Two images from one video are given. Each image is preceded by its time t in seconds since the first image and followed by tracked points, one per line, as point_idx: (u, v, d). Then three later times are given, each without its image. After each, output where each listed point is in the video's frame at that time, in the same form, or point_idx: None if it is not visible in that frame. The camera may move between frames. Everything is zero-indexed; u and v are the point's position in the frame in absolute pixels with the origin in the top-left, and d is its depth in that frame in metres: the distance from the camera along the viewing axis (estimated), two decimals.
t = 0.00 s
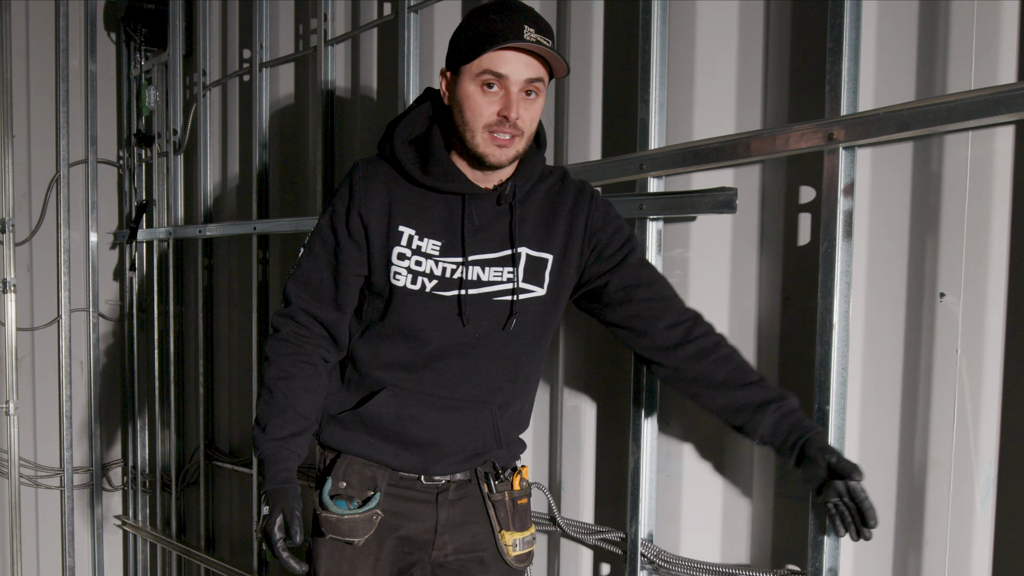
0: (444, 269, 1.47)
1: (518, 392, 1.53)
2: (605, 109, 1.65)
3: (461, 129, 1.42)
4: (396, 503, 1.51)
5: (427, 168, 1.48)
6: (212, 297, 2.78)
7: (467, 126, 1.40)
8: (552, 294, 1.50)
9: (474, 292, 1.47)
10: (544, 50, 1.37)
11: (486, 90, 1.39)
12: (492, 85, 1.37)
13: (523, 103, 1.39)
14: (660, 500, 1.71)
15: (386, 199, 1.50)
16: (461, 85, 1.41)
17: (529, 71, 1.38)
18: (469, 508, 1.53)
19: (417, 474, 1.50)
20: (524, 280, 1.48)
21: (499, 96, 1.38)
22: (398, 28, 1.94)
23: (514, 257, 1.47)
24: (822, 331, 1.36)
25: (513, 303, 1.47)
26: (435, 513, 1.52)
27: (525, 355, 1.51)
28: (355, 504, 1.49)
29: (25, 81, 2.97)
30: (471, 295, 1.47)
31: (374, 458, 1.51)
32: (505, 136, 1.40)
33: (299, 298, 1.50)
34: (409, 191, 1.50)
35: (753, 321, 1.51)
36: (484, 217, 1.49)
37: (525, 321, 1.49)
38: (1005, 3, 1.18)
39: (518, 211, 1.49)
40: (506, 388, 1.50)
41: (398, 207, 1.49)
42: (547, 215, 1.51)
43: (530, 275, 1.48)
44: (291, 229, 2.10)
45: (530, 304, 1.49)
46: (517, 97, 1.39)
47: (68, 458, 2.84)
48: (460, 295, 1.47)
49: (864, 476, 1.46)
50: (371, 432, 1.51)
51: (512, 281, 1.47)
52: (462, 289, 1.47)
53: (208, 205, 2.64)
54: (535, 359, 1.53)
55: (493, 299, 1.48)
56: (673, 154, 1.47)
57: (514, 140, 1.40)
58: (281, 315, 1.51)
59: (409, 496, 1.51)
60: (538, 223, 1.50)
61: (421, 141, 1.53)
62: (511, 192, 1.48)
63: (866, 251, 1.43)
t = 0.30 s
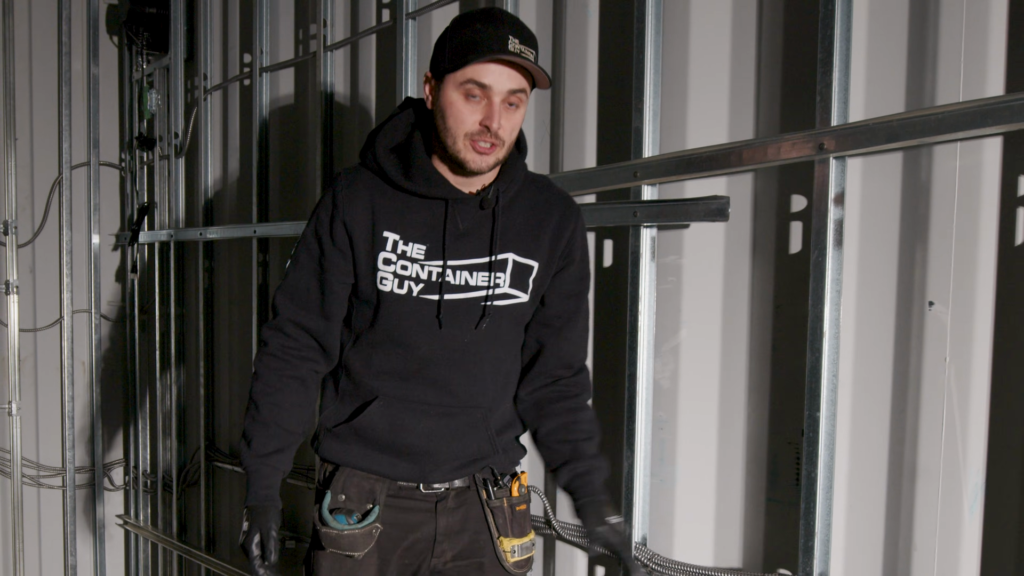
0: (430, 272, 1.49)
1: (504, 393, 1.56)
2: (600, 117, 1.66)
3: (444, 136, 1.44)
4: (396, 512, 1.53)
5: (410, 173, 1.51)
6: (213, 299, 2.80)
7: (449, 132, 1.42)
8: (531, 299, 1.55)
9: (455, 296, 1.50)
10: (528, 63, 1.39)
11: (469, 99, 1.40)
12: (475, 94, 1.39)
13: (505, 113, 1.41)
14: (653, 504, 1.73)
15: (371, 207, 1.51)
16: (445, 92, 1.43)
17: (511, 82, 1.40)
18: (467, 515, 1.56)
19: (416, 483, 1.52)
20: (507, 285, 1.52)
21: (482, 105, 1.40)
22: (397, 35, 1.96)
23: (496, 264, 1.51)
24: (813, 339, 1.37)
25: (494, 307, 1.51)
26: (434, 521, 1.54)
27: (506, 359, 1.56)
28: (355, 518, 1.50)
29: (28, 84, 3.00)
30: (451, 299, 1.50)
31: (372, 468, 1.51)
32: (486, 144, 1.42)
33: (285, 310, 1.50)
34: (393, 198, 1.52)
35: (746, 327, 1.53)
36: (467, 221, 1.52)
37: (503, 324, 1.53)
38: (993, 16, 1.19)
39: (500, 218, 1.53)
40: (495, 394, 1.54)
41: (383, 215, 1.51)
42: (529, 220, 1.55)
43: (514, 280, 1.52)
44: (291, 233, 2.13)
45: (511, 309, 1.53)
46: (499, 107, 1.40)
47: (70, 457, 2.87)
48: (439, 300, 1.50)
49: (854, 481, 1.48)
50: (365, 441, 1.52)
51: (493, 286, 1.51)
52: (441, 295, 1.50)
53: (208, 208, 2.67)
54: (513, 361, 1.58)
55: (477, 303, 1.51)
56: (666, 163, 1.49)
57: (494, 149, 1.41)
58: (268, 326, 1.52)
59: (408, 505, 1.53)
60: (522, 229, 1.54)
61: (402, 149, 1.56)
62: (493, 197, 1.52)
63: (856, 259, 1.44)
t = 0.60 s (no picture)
0: (418, 288, 1.51)
1: (485, 395, 1.60)
2: (595, 120, 1.67)
3: (458, 166, 1.43)
4: (383, 515, 1.54)
5: (396, 189, 1.51)
6: (211, 299, 2.82)
7: (467, 162, 1.42)
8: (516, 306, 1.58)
9: (448, 309, 1.52)
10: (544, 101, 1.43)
11: (489, 133, 1.41)
12: (498, 128, 1.40)
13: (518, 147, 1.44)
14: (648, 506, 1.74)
15: (357, 223, 1.51)
16: (462, 122, 1.42)
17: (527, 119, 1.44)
18: (452, 514, 1.57)
19: (401, 486, 1.53)
20: (492, 295, 1.55)
21: (501, 139, 1.41)
22: (392, 37, 1.97)
23: (483, 274, 1.54)
24: (805, 343, 1.38)
25: (484, 318, 1.54)
26: (422, 520, 1.55)
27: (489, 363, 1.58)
28: (346, 522, 1.48)
29: (25, 84, 3.00)
30: (445, 312, 1.52)
31: (360, 476, 1.52)
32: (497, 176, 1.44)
33: (269, 327, 1.48)
34: (378, 213, 1.53)
35: (739, 330, 1.54)
36: (452, 235, 1.54)
37: (492, 332, 1.56)
38: (983, 22, 1.20)
39: (484, 228, 1.55)
40: (475, 396, 1.57)
41: (369, 231, 1.51)
42: (510, 232, 1.58)
43: (498, 289, 1.56)
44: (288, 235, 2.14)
45: (497, 319, 1.56)
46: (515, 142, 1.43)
47: (68, 456, 2.88)
48: (433, 313, 1.52)
49: (847, 483, 1.49)
50: (352, 450, 1.53)
51: (481, 297, 1.54)
52: (435, 307, 1.51)
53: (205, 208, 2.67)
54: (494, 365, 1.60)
55: (467, 315, 1.53)
56: (660, 167, 1.49)
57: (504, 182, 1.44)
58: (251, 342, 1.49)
59: (395, 506, 1.54)
60: (504, 240, 1.57)
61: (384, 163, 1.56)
62: (478, 210, 1.54)
63: (849, 262, 1.45)
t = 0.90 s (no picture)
0: (401, 272, 1.52)
1: (465, 391, 1.60)
2: (591, 117, 1.68)
3: (432, 142, 1.47)
4: (364, 509, 1.54)
5: (386, 174, 1.53)
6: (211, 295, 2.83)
7: (439, 140, 1.46)
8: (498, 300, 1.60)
9: (428, 297, 1.54)
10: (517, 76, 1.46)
11: (461, 109, 1.44)
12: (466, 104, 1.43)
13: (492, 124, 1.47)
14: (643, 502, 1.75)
15: (345, 206, 1.52)
16: (435, 99, 1.46)
17: (502, 95, 1.45)
18: (434, 508, 1.59)
19: (382, 478, 1.54)
20: (475, 289, 1.57)
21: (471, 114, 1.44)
22: (390, 34, 1.97)
23: (468, 267, 1.56)
24: (800, 340, 1.39)
25: (466, 310, 1.56)
26: (402, 515, 1.56)
27: (470, 356, 1.59)
28: (326, 516, 1.48)
29: (24, 80, 3.01)
30: (426, 300, 1.53)
31: (339, 466, 1.52)
32: (473, 152, 1.46)
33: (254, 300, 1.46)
34: (366, 197, 1.54)
35: (735, 327, 1.55)
36: (439, 224, 1.56)
37: (472, 326, 1.58)
38: (977, 20, 1.20)
39: (471, 221, 1.58)
40: (454, 388, 1.58)
41: (356, 214, 1.53)
42: (498, 227, 1.61)
43: (481, 284, 1.57)
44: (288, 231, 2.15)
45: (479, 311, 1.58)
46: (489, 117, 1.45)
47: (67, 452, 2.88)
48: (415, 300, 1.53)
49: (842, 479, 1.49)
50: (333, 440, 1.52)
51: (465, 289, 1.55)
52: (417, 295, 1.53)
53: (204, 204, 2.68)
54: (480, 361, 1.61)
55: (449, 305, 1.55)
56: (656, 163, 1.50)
57: (480, 157, 1.46)
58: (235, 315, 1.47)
59: (375, 500, 1.55)
60: (490, 234, 1.59)
61: (376, 150, 1.58)
62: (466, 201, 1.56)
63: (843, 259, 1.46)
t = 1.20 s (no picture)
0: (393, 259, 1.52)
1: (464, 383, 1.59)
2: (585, 114, 1.68)
3: (411, 127, 1.50)
4: (366, 508, 1.54)
5: (373, 163, 1.55)
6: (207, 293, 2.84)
7: (416, 124, 1.49)
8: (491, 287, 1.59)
9: (420, 283, 1.53)
10: (493, 61, 1.49)
11: (437, 93, 1.48)
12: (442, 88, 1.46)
13: (470, 109, 1.49)
14: (638, 499, 1.76)
15: (330, 196, 1.54)
16: (414, 86, 1.50)
17: (479, 80, 1.48)
18: (437, 508, 1.58)
19: (384, 474, 1.53)
20: (469, 274, 1.56)
21: (447, 99, 1.47)
22: (386, 32, 1.97)
23: (460, 253, 1.55)
24: (793, 338, 1.39)
25: (458, 296, 1.55)
26: (405, 514, 1.55)
27: (467, 346, 1.59)
28: (326, 516, 1.50)
29: (21, 77, 3.01)
30: (418, 286, 1.53)
31: (338, 462, 1.52)
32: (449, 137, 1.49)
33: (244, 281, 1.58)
34: (354, 186, 1.56)
35: (729, 325, 1.55)
36: (431, 212, 1.56)
37: (469, 314, 1.58)
38: (969, 19, 1.21)
39: (463, 209, 1.57)
40: (453, 378, 1.57)
41: (342, 203, 1.54)
42: (493, 214, 1.60)
43: (476, 269, 1.57)
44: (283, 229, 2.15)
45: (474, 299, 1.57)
46: (465, 102, 1.48)
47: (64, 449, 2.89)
48: (407, 286, 1.52)
49: (834, 478, 1.50)
50: (332, 434, 1.53)
51: (458, 275, 1.55)
52: (409, 281, 1.52)
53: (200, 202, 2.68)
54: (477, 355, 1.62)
55: (442, 291, 1.54)
56: (650, 160, 1.50)
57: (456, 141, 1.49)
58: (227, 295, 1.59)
59: (379, 499, 1.54)
60: (485, 220, 1.58)
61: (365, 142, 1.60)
62: (453, 187, 1.56)
63: (837, 257, 1.46)
